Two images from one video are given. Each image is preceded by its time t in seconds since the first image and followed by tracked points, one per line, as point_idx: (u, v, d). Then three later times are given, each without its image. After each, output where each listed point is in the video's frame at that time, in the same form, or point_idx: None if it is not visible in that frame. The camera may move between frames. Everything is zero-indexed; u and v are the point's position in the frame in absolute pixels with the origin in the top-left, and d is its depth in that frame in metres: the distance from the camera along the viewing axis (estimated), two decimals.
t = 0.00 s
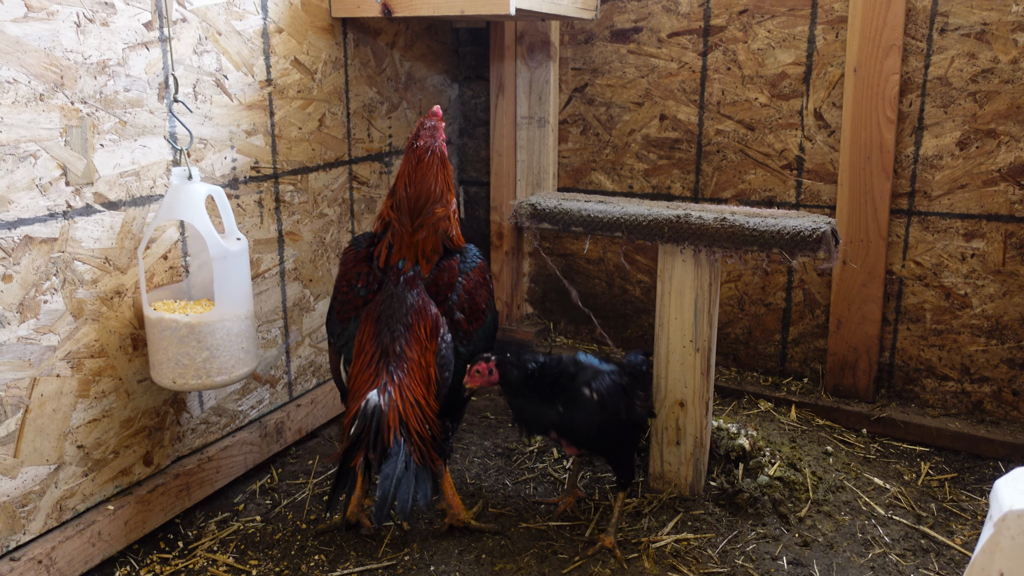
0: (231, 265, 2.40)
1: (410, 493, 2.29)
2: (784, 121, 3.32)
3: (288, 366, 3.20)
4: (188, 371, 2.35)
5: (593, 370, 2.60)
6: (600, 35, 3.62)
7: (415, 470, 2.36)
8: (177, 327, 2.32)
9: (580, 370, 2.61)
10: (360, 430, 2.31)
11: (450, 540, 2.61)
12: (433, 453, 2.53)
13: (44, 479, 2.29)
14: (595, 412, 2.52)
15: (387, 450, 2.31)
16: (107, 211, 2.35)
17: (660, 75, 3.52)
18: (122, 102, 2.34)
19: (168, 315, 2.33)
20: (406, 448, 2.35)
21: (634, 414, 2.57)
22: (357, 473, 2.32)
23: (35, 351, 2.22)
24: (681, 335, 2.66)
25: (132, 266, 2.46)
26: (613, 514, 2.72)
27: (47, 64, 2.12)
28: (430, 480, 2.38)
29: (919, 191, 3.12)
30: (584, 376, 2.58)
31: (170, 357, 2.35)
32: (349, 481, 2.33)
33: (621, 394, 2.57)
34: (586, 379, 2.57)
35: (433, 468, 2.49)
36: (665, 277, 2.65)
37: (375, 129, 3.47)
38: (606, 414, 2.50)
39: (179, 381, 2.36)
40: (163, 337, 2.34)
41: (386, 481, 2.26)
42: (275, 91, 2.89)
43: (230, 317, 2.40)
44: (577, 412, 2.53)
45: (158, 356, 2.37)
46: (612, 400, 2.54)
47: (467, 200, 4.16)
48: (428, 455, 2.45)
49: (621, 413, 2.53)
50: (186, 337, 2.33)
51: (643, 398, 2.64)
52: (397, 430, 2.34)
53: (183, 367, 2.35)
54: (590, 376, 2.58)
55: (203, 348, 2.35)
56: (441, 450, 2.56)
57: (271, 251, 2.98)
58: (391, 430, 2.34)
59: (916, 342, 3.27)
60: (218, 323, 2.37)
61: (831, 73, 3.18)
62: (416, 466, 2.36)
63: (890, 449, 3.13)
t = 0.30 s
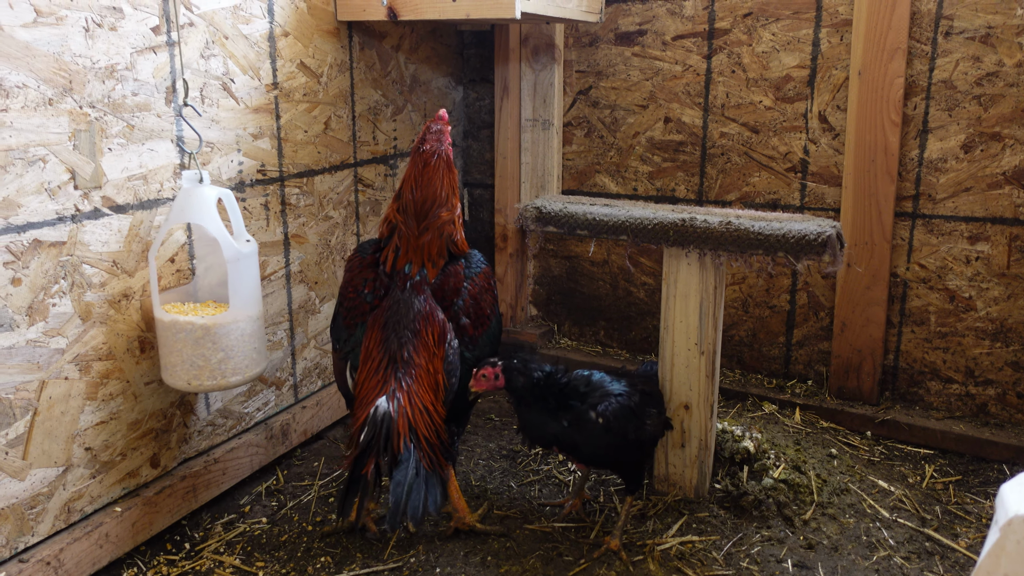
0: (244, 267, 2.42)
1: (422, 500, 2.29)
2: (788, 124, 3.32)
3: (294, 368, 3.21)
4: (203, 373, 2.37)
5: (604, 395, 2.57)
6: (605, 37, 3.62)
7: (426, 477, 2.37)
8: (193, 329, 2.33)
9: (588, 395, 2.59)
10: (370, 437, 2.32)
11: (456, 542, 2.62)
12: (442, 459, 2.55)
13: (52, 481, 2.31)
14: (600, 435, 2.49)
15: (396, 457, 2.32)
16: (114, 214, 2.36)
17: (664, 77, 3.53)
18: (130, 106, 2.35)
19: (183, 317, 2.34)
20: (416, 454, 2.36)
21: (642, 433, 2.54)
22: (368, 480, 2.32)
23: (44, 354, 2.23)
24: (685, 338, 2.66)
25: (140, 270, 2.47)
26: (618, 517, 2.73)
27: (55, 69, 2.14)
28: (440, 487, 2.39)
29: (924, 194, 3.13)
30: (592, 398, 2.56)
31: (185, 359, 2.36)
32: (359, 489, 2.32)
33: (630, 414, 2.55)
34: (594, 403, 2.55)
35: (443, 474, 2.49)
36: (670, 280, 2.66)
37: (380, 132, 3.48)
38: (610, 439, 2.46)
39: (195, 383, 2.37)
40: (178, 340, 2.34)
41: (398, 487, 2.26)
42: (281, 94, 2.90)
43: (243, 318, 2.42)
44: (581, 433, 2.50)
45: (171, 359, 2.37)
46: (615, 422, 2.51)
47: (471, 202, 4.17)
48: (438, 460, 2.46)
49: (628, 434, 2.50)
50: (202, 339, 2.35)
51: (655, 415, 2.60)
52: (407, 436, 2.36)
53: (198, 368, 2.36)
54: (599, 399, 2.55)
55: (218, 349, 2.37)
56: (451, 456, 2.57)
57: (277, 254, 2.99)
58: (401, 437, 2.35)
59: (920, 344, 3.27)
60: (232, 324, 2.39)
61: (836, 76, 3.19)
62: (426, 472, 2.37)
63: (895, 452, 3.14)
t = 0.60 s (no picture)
0: (256, 264, 2.43)
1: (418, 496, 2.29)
2: (794, 123, 3.33)
3: (301, 366, 3.22)
4: (217, 370, 2.38)
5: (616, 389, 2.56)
6: (611, 37, 3.63)
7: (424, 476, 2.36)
8: (206, 326, 2.34)
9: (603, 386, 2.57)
10: (368, 434, 2.35)
11: (463, 540, 2.63)
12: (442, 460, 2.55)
13: (62, 478, 2.32)
14: (611, 430, 2.47)
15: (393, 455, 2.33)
16: (124, 213, 2.37)
17: (670, 77, 3.53)
18: (140, 105, 2.36)
19: (196, 314, 2.35)
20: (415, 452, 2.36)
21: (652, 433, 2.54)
22: (366, 478, 2.33)
23: (54, 352, 2.24)
24: (692, 337, 2.67)
25: (149, 267, 2.48)
26: (624, 515, 2.74)
27: (66, 67, 2.15)
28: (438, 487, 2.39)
29: (930, 193, 3.13)
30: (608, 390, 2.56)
31: (198, 356, 2.37)
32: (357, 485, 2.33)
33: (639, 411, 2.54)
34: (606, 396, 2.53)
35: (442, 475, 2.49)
36: (676, 279, 2.66)
37: (386, 131, 3.49)
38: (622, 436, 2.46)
39: (208, 379, 2.38)
40: (191, 337, 2.35)
41: (393, 483, 2.27)
42: (289, 93, 2.91)
43: (256, 315, 2.43)
44: (595, 424, 2.48)
45: (184, 356, 2.39)
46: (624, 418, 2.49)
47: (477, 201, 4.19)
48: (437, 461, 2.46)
49: (640, 433, 2.50)
50: (215, 336, 2.35)
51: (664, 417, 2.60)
52: (406, 436, 2.36)
53: (212, 365, 2.37)
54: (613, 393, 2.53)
55: (232, 346, 2.38)
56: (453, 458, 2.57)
57: (285, 252, 3.00)
58: (400, 436, 2.36)
59: (926, 344, 3.28)
60: (245, 321, 2.39)
61: (842, 75, 3.19)
62: (425, 470, 2.37)
63: (900, 451, 3.14)
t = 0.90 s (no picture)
0: (263, 269, 2.46)
1: (391, 480, 2.33)
2: (799, 127, 3.34)
3: (307, 370, 3.24)
4: (223, 375, 2.40)
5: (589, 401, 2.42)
6: (616, 41, 3.65)
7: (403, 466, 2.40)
8: (213, 331, 2.36)
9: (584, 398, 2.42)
10: (361, 419, 2.55)
11: (469, 543, 2.65)
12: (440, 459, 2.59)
13: (72, 481, 2.34)
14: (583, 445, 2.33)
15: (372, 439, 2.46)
16: (134, 218, 2.39)
17: (675, 81, 3.55)
18: (149, 111, 2.38)
19: (203, 319, 2.37)
20: (399, 441, 2.44)
21: (627, 449, 2.38)
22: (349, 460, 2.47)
23: (65, 356, 2.26)
24: (697, 341, 2.68)
25: (159, 272, 2.50)
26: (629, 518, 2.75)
27: (77, 75, 2.17)
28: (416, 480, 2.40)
29: (934, 198, 3.14)
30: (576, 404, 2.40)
31: (204, 361, 2.39)
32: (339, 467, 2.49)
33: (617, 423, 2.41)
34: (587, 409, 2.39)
35: (429, 471, 2.52)
36: (681, 284, 2.68)
37: (393, 135, 3.51)
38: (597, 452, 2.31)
39: (215, 384, 2.40)
40: (198, 342, 2.38)
41: (366, 464, 2.32)
42: (296, 99, 2.93)
43: (263, 320, 2.45)
44: (564, 440, 2.32)
45: (191, 361, 2.41)
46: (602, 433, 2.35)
47: (482, 204, 4.21)
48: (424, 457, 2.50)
49: (613, 451, 2.36)
50: (222, 341, 2.38)
51: (643, 436, 2.45)
52: (391, 425, 2.47)
53: (218, 370, 2.39)
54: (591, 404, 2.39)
55: (238, 351, 2.40)
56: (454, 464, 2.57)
57: (292, 257, 3.02)
58: (385, 424, 2.48)
59: (930, 347, 3.29)
60: (252, 326, 2.41)
61: (846, 80, 3.20)
62: (406, 461, 2.42)
63: (904, 454, 3.15)
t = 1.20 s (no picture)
0: (261, 270, 2.46)
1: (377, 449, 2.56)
2: (801, 128, 3.34)
3: (310, 369, 3.25)
4: (220, 375, 2.41)
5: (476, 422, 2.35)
6: (618, 42, 3.65)
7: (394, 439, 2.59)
8: (209, 332, 2.37)
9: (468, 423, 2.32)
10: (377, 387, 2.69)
11: (471, 542, 2.66)
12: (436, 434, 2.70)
13: (76, 479, 2.36)
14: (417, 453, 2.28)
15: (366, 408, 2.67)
16: (137, 218, 2.40)
17: (677, 82, 3.55)
18: (153, 112, 2.39)
19: (200, 319, 2.38)
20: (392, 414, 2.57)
21: (472, 478, 2.17)
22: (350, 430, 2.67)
23: (69, 355, 2.28)
24: (698, 341, 2.69)
25: (162, 272, 2.52)
26: (629, 518, 2.76)
27: (81, 76, 2.19)
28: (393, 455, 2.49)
29: (936, 198, 3.14)
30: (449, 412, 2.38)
31: (202, 361, 2.40)
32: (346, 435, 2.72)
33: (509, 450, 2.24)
34: (446, 425, 2.33)
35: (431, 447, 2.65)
36: (682, 284, 2.68)
37: (395, 136, 3.52)
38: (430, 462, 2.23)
39: (211, 384, 2.42)
40: (195, 342, 2.39)
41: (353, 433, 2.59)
42: (299, 99, 2.94)
43: (260, 321, 2.46)
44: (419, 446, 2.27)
45: (189, 361, 2.42)
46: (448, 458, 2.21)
47: (484, 204, 4.22)
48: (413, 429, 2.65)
49: (454, 472, 2.21)
50: (218, 341, 2.39)
51: (500, 466, 2.18)
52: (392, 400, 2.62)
53: (215, 370, 2.40)
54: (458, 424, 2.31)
55: (235, 351, 2.41)
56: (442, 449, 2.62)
57: (295, 256, 3.03)
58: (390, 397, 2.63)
59: (932, 348, 3.29)
60: (249, 327, 2.42)
61: (848, 81, 3.21)
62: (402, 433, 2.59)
63: (906, 454, 3.15)
